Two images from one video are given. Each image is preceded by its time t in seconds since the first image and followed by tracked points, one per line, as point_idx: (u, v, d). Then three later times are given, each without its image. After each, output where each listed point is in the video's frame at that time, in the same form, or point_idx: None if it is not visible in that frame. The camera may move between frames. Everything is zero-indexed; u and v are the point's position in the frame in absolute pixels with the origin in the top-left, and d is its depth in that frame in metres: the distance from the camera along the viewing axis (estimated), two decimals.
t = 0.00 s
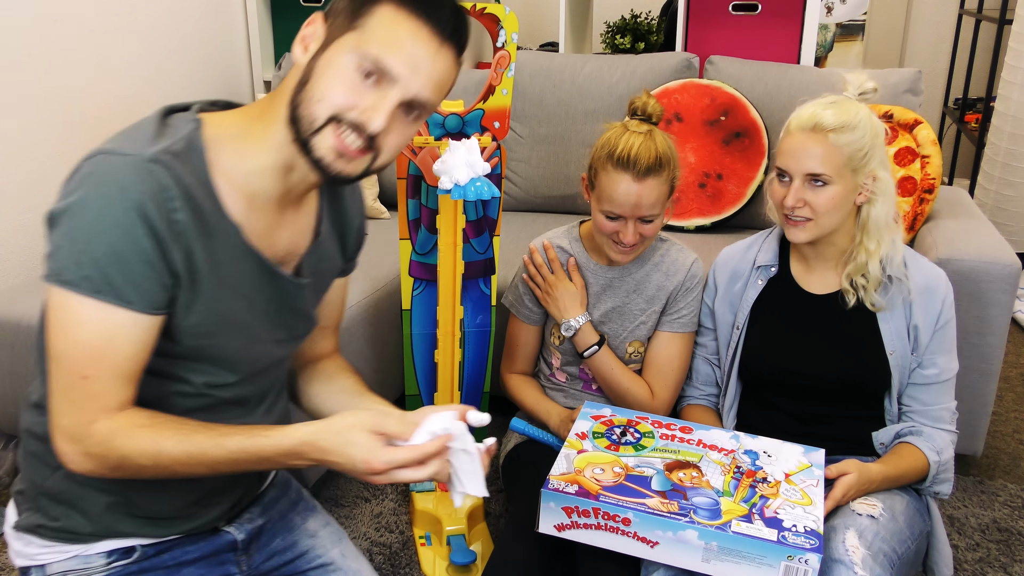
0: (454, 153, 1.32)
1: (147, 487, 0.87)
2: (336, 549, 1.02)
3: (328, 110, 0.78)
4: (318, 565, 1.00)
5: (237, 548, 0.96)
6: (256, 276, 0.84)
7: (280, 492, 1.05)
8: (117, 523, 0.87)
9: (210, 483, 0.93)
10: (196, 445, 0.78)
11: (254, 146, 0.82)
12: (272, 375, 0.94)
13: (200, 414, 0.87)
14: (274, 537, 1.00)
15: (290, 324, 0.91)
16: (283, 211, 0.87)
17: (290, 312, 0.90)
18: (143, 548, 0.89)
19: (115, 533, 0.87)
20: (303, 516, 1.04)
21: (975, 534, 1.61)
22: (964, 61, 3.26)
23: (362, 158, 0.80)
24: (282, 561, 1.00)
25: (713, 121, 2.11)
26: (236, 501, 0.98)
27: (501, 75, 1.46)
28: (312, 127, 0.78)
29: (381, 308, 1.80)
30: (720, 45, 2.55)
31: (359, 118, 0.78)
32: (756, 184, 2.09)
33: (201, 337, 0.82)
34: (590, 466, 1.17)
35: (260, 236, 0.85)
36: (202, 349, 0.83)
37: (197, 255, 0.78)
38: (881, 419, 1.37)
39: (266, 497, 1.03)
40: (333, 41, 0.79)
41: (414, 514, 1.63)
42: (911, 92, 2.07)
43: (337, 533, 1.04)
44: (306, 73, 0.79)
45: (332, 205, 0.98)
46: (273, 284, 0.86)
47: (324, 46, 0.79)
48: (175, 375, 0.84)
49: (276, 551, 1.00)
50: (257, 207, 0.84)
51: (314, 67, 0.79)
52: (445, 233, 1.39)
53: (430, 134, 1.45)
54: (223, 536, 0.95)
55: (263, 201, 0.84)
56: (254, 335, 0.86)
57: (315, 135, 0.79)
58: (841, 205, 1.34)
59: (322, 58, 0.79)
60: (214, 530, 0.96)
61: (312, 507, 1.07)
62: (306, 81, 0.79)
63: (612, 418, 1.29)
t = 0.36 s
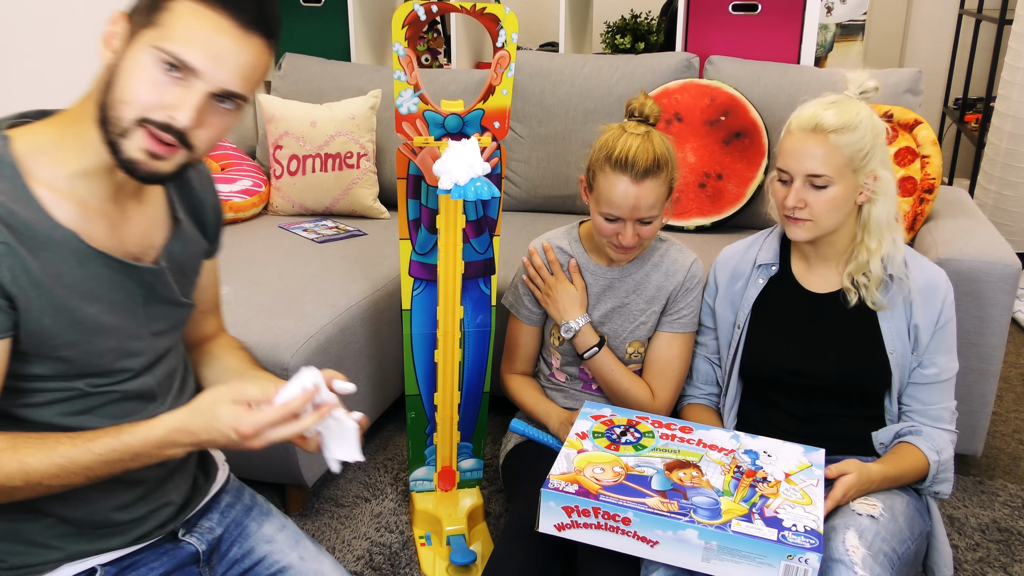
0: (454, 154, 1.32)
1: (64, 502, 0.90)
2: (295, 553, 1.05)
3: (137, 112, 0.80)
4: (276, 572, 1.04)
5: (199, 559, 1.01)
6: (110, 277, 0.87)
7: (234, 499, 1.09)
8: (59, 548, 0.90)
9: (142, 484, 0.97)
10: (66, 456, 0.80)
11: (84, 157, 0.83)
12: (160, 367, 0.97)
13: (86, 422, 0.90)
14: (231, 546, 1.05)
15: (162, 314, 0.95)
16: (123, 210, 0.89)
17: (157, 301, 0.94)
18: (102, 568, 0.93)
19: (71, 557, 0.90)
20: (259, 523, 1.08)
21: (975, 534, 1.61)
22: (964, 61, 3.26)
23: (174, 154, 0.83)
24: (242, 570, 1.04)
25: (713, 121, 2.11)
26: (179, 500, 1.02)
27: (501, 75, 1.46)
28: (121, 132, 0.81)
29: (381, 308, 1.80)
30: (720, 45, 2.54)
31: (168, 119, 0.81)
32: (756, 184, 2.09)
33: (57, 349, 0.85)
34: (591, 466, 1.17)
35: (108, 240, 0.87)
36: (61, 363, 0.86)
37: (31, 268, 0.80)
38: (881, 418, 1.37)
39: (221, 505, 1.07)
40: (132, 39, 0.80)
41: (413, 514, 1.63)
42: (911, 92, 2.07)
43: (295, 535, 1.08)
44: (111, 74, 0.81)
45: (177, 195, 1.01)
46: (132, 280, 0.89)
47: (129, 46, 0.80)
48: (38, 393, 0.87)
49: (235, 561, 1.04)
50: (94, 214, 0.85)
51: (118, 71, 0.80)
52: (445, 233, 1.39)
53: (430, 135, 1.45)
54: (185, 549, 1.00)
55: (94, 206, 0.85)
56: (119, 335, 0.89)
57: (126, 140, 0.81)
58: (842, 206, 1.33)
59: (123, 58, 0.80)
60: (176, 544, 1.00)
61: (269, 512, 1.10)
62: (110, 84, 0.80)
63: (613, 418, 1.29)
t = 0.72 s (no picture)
0: (454, 154, 1.32)
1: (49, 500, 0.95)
2: (284, 515, 1.15)
3: (95, 120, 0.88)
4: (273, 535, 1.13)
5: (192, 546, 1.08)
6: (41, 265, 0.92)
7: (212, 482, 1.16)
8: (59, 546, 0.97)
9: (121, 473, 1.03)
10: (52, 455, 0.83)
11: None
12: (111, 351, 1.03)
13: (63, 414, 0.95)
14: (222, 526, 1.12)
15: (100, 297, 1.00)
16: (35, 198, 0.95)
17: (92, 282, 0.99)
18: (102, 562, 1.00)
19: (69, 556, 0.97)
20: (242, 497, 1.15)
21: (975, 534, 1.61)
22: (964, 61, 3.27)
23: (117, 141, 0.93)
24: (239, 545, 1.11)
25: (713, 121, 2.11)
26: (162, 481, 1.09)
27: (501, 76, 1.46)
28: (81, 140, 0.88)
29: (381, 308, 1.80)
30: (720, 45, 2.54)
31: (123, 117, 0.90)
32: (756, 184, 2.09)
33: (14, 348, 0.89)
34: (591, 466, 1.17)
35: (29, 234, 0.93)
36: (21, 364, 0.90)
37: None
38: (882, 418, 1.37)
39: (200, 491, 1.14)
40: (68, 59, 0.84)
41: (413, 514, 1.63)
42: (911, 92, 2.07)
43: (278, 501, 1.17)
44: (51, 93, 0.85)
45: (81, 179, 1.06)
46: (60, 265, 0.94)
47: (60, 64, 0.84)
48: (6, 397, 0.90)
49: (229, 538, 1.11)
50: (10, 212, 0.91)
51: (58, 90, 0.85)
52: (445, 233, 1.39)
53: (430, 135, 1.45)
54: (177, 538, 1.07)
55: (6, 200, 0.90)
56: (63, 321, 0.94)
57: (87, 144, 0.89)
58: (837, 213, 1.32)
59: (61, 78, 0.85)
60: (166, 534, 1.07)
61: (246, 484, 1.18)
62: (52, 103, 0.85)
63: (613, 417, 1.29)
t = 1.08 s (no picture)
0: (454, 154, 1.32)
1: (73, 469, 0.99)
2: (298, 513, 1.20)
3: (115, 98, 0.93)
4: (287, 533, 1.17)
5: (209, 538, 1.12)
6: (64, 241, 0.96)
7: (229, 478, 1.20)
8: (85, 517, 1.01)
9: (145, 448, 1.07)
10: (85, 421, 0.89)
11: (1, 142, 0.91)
12: (134, 329, 1.07)
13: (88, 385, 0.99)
14: (238, 521, 1.16)
15: (123, 279, 1.04)
16: (62, 181, 0.99)
17: (115, 263, 1.03)
18: (123, 545, 1.03)
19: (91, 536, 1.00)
20: (258, 494, 1.20)
21: (975, 534, 1.61)
22: (964, 61, 3.27)
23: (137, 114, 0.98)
24: (253, 540, 1.15)
25: (713, 121, 2.11)
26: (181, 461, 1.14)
27: (501, 75, 1.47)
28: (107, 116, 0.93)
29: (381, 308, 1.80)
30: (720, 45, 2.54)
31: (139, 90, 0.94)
32: (756, 184, 2.09)
33: (39, 318, 0.93)
34: (590, 466, 1.17)
35: (57, 213, 0.96)
36: (45, 334, 0.95)
37: None
38: (882, 418, 1.37)
39: (218, 486, 1.18)
40: (77, 43, 0.88)
41: (413, 514, 1.63)
42: (911, 92, 2.07)
43: (292, 501, 1.22)
44: (70, 78, 0.89)
45: (95, 161, 1.09)
46: (83, 242, 0.98)
47: (72, 50, 0.88)
48: (34, 364, 0.95)
49: (244, 533, 1.15)
50: (39, 191, 0.95)
51: (74, 73, 0.89)
52: (445, 233, 1.39)
53: (430, 134, 1.45)
54: (195, 530, 1.11)
55: (34, 180, 0.94)
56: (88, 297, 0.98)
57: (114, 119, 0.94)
58: (834, 217, 1.32)
59: (74, 63, 0.89)
60: (183, 523, 1.10)
61: (262, 482, 1.23)
62: (71, 86, 0.90)
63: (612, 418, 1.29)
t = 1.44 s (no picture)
0: (454, 154, 1.32)
1: (109, 435, 1.02)
2: (313, 500, 1.23)
3: (187, 99, 0.98)
4: (300, 517, 1.21)
5: (227, 516, 1.14)
6: (127, 216, 1.01)
7: (245, 464, 1.23)
8: (113, 484, 1.03)
9: (176, 423, 1.10)
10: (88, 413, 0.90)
11: (82, 115, 0.96)
12: (174, 309, 1.12)
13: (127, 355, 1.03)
14: (255, 503, 1.19)
15: (170, 261, 1.09)
16: (126, 162, 1.04)
17: (165, 245, 1.08)
18: (146, 518, 1.06)
19: (117, 507, 1.03)
20: (275, 480, 1.24)
21: (975, 534, 1.61)
22: (964, 61, 3.27)
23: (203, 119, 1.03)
24: (267, 522, 1.19)
25: (713, 121, 2.11)
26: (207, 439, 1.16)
27: (501, 75, 1.47)
28: (176, 113, 0.98)
29: (381, 308, 1.80)
30: (720, 45, 2.54)
31: (209, 98, 0.99)
32: (756, 184, 2.09)
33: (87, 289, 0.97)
34: (590, 466, 1.17)
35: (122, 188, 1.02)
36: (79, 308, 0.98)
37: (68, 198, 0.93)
38: (881, 418, 1.37)
39: (236, 469, 1.21)
40: (167, 42, 0.94)
41: (413, 514, 1.63)
42: (911, 92, 2.07)
43: (307, 487, 1.25)
44: (152, 70, 0.95)
45: (150, 150, 1.15)
46: (143, 219, 1.03)
47: (161, 47, 0.94)
48: (87, 329, 0.99)
49: (260, 515, 1.19)
50: (109, 168, 1.00)
51: (156, 67, 0.94)
52: (445, 233, 1.39)
53: (430, 135, 1.46)
54: (213, 507, 1.13)
55: (107, 157, 1.00)
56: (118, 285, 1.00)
57: (181, 117, 0.99)
58: (831, 218, 1.31)
59: (160, 59, 0.94)
60: (203, 501, 1.13)
61: (278, 469, 1.26)
62: (151, 77, 0.95)
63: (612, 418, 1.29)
